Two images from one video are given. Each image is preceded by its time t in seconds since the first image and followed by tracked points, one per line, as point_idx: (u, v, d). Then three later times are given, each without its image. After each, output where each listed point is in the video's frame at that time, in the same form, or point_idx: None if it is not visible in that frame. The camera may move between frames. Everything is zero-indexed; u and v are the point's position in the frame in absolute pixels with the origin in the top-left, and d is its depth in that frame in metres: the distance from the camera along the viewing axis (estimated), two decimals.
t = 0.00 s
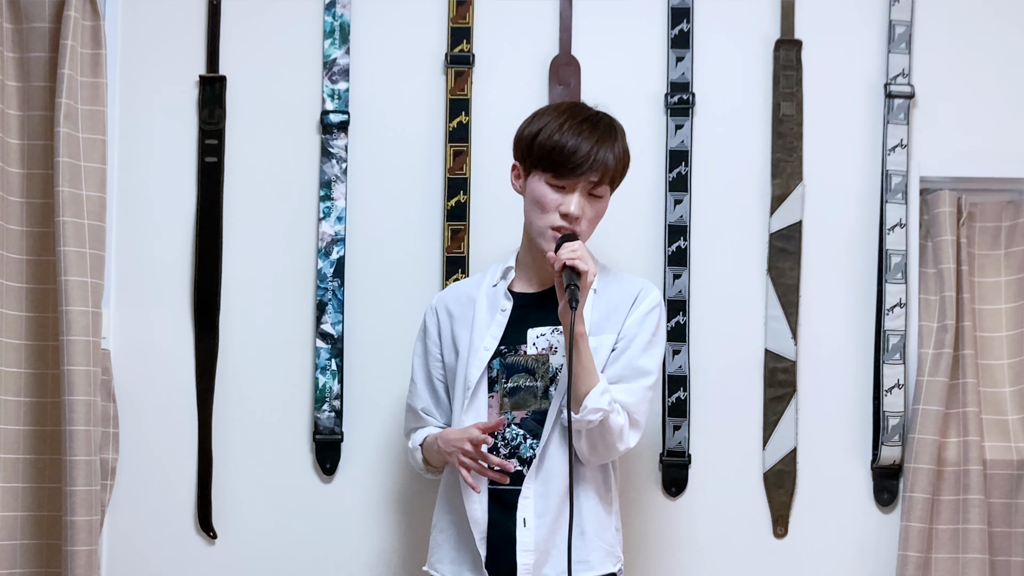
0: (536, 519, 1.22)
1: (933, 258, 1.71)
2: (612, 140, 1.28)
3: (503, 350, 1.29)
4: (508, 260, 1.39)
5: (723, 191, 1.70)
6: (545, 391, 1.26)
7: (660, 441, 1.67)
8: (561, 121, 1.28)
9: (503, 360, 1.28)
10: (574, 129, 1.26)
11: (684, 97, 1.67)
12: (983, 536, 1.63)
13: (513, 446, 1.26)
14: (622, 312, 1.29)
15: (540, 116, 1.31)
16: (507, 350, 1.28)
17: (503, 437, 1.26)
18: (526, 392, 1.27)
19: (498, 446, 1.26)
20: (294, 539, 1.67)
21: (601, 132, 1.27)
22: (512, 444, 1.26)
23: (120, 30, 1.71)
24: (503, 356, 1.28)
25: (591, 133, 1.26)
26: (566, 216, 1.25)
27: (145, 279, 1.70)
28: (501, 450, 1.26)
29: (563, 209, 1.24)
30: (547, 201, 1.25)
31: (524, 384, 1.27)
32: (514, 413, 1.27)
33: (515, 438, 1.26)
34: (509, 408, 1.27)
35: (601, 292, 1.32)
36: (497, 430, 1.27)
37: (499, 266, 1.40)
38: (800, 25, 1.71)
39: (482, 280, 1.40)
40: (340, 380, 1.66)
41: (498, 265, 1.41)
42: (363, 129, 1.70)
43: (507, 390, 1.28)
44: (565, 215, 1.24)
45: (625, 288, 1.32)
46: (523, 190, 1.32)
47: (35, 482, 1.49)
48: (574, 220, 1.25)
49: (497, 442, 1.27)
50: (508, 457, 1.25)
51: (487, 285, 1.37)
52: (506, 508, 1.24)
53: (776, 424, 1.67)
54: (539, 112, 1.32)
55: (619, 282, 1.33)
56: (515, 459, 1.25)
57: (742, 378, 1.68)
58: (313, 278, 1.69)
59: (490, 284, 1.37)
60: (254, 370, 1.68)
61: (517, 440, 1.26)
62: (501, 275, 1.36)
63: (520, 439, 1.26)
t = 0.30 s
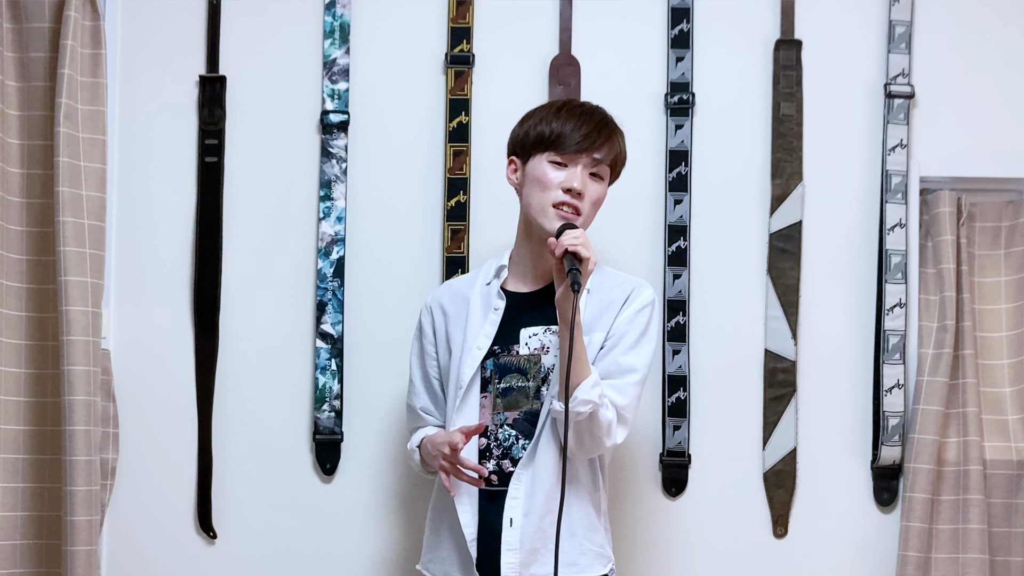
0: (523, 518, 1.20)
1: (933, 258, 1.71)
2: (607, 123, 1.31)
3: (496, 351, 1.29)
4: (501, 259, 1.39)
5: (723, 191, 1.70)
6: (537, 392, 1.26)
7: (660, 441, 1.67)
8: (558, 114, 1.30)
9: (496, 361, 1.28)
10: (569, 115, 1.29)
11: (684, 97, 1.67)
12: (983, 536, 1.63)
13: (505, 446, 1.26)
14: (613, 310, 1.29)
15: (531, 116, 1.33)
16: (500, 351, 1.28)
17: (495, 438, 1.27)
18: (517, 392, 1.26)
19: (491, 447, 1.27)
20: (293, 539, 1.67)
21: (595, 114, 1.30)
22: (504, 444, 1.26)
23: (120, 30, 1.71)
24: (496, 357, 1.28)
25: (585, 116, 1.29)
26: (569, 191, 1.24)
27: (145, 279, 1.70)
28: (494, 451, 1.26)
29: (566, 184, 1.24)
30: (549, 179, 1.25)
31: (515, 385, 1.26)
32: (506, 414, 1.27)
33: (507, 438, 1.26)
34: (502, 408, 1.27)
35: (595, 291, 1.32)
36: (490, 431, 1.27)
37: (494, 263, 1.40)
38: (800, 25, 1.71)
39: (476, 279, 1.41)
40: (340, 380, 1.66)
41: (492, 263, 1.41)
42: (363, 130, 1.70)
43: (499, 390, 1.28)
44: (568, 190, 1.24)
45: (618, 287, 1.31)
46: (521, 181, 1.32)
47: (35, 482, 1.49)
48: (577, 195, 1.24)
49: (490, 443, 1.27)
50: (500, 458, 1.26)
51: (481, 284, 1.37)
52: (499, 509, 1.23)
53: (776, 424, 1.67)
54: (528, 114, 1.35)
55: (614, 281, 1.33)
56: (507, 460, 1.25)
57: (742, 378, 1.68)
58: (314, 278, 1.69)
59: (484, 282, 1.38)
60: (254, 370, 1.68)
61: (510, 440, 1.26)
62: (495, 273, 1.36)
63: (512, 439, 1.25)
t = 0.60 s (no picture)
0: (524, 516, 1.20)
1: (933, 258, 1.71)
2: (607, 118, 1.31)
3: (496, 350, 1.29)
4: (500, 258, 1.39)
5: (723, 191, 1.70)
6: (537, 390, 1.26)
7: (660, 441, 1.67)
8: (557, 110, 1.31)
9: (496, 360, 1.28)
10: (568, 112, 1.30)
11: (684, 97, 1.67)
12: (983, 537, 1.63)
13: (505, 445, 1.25)
14: (613, 308, 1.29)
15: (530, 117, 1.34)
16: (500, 349, 1.28)
17: (495, 436, 1.26)
18: (518, 391, 1.26)
19: (491, 446, 1.26)
20: (293, 538, 1.67)
21: (594, 110, 1.31)
22: (504, 443, 1.25)
23: (120, 30, 1.71)
24: (495, 355, 1.28)
25: (584, 112, 1.29)
26: (570, 182, 1.24)
27: (145, 279, 1.70)
28: (493, 450, 1.26)
29: (567, 175, 1.24)
30: (550, 172, 1.25)
31: (515, 383, 1.26)
32: (506, 412, 1.27)
33: (507, 437, 1.26)
34: (502, 407, 1.27)
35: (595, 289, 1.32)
36: (490, 430, 1.27)
37: (493, 263, 1.40)
38: (800, 25, 1.71)
39: (476, 279, 1.41)
40: (340, 380, 1.66)
41: (491, 263, 1.41)
42: (363, 130, 1.70)
43: (499, 389, 1.27)
44: (569, 180, 1.24)
45: (618, 286, 1.31)
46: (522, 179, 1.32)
47: (35, 482, 1.49)
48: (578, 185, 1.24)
49: (489, 442, 1.26)
50: (500, 456, 1.25)
51: (480, 284, 1.37)
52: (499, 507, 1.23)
53: (776, 424, 1.67)
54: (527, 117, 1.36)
55: (613, 280, 1.33)
56: (507, 459, 1.25)
57: (742, 378, 1.68)
58: (313, 277, 1.69)
59: (483, 282, 1.38)
60: (253, 370, 1.68)
61: (510, 439, 1.25)
62: (494, 272, 1.36)
63: (512, 437, 1.25)
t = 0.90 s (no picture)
0: (527, 513, 1.20)
1: (933, 258, 1.71)
2: (611, 120, 1.32)
3: (499, 349, 1.29)
4: (503, 258, 1.39)
5: (723, 191, 1.70)
6: (540, 389, 1.26)
7: (660, 441, 1.67)
8: (561, 110, 1.31)
9: (499, 359, 1.28)
10: (572, 112, 1.30)
11: (684, 97, 1.67)
12: (983, 536, 1.63)
13: (508, 443, 1.25)
14: (614, 307, 1.29)
15: (533, 119, 1.34)
16: (503, 349, 1.28)
17: (498, 434, 1.26)
18: (521, 389, 1.26)
19: (494, 444, 1.26)
20: (293, 538, 1.67)
21: (598, 111, 1.31)
22: (507, 441, 1.25)
23: (120, 30, 1.71)
24: (498, 355, 1.28)
25: (587, 113, 1.30)
26: (573, 183, 1.24)
27: (145, 279, 1.70)
28: (496, 448, 1.26)
29: (571, 174, 1.24)
30: (553, 172, 1.25)
31: (518, 382, 1.26)
32: (509, 411, 1.27)
33: (510, 435, 1.26)
34: (505, 405, 1.27)
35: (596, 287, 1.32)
36: (493, 428, 1.27)
37: (495, 263, 1.40)
38: (800, 25, 1.71)
39: (477, 280, 1.41)
40: (340, 380, 1.66)
41: (493, 263, 1.41)
42: (363, 130, 1.70)
43: (502, 388, 1.27)
44: (572, 181, 1.24)
45: (620, 285, 1.32)
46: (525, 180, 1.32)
47: (35, 482, 1.49)
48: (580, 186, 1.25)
49: (492, 440, 1.26)
50: (503, 454, 1.25)
51: (481, 284, 1.37)
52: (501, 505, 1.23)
53: (776, 424, 1.67)
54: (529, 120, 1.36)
55: (614, 279, 1.34)
56: (510, 457, 1.25)
57: (742, 379, 1.68)
58: (314, 277, 1.69)
59: (485, 282, 1.37)
60: (253, 370, 1.68)
61: (513, 437, 1.25)
62: (496, 272, 1.36)
63: (515, 436, 1.25)
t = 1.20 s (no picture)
0: (530, 515, 1.20)
1: (933, 258, 1.71)
2: (612, 125, 1.30)
3: (503, 350, 1.29)
4: (508, 259, 1.39)
5: (723, 191, 1.70)
6: (544, 390, 1.26)
7: (660, 441, 1.67)
8: (562, 113, 1.30)
9: (503, 359, 1.29)
10: (574, 117, 1.29)
11: (684, 97, 1.67)
12: (983, 536, 1.63)
13: (513, 444, 1.26)
14: (619, 307, 1.29)
15: (536, 118, 1.33)
16: (507, 349, 1.28)
17: (502, 435, 1.26)
18: (525, 390, 1.26)
19: (498, 444, 1.26)
20: (292, 538, 1.67)
21: (600, 116, 1.30)
22: (511, 441, 1.26)
23: (120, 30, 1.71)
24: (503, 355, 1.28)
25: (589, 117, 1.29)
26: (571, 194, 1.25)
27: (145, 279, 1.70)
28: (500, 448, 1.26)
29: (569, 186, 1.25)
30: (552, 181, 1.26)
31: (523, 382, 1.26)
32: (513, 411, 1.27)
33: (514, 436, 1.26)
34: (509, 406, 1.27)
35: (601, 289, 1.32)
36: (497, 429, 1.27)
37: (500, 263, 1.40)
38: (800, 25, 1.71)
39: (483, 280, 1.41)
40: (340, 381, 1.66)
41: (498, 264, 1.41)
42: (363, 130, 1.70)
43: (506, 388, 1.27)
44: (571, 193, 1.24)
45: (625, 285, 1.32)
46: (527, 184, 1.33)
47: (35, 482, 1.49)
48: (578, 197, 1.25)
49: (497, 441, 1.27)
50: (507, 455, 1.25)
51: (486, 284, 1.38)
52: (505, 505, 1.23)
53: (776, 424, 1.67)
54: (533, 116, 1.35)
55: (620, 279, 1.34)
56: (514, 457, 1.25)
57: (742, 379, 1.68)
58: (314, 277, 1.69)
59: (491, 283, 1.37)
60: (253, 370, 1.68)
61: (517, 437, 1.26)
62: (501, 273, 1.36)
63: (520, 437, 1.25)
